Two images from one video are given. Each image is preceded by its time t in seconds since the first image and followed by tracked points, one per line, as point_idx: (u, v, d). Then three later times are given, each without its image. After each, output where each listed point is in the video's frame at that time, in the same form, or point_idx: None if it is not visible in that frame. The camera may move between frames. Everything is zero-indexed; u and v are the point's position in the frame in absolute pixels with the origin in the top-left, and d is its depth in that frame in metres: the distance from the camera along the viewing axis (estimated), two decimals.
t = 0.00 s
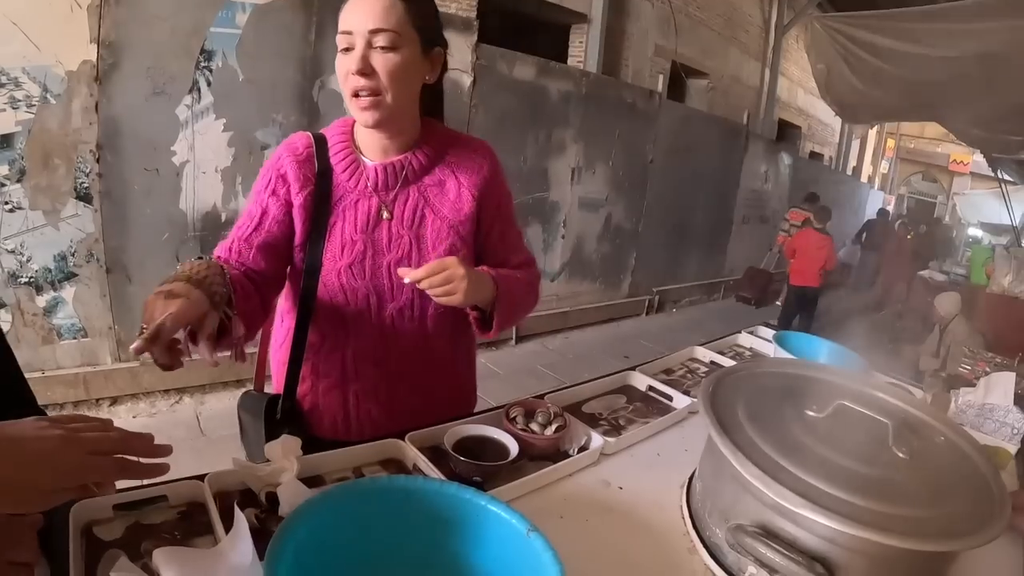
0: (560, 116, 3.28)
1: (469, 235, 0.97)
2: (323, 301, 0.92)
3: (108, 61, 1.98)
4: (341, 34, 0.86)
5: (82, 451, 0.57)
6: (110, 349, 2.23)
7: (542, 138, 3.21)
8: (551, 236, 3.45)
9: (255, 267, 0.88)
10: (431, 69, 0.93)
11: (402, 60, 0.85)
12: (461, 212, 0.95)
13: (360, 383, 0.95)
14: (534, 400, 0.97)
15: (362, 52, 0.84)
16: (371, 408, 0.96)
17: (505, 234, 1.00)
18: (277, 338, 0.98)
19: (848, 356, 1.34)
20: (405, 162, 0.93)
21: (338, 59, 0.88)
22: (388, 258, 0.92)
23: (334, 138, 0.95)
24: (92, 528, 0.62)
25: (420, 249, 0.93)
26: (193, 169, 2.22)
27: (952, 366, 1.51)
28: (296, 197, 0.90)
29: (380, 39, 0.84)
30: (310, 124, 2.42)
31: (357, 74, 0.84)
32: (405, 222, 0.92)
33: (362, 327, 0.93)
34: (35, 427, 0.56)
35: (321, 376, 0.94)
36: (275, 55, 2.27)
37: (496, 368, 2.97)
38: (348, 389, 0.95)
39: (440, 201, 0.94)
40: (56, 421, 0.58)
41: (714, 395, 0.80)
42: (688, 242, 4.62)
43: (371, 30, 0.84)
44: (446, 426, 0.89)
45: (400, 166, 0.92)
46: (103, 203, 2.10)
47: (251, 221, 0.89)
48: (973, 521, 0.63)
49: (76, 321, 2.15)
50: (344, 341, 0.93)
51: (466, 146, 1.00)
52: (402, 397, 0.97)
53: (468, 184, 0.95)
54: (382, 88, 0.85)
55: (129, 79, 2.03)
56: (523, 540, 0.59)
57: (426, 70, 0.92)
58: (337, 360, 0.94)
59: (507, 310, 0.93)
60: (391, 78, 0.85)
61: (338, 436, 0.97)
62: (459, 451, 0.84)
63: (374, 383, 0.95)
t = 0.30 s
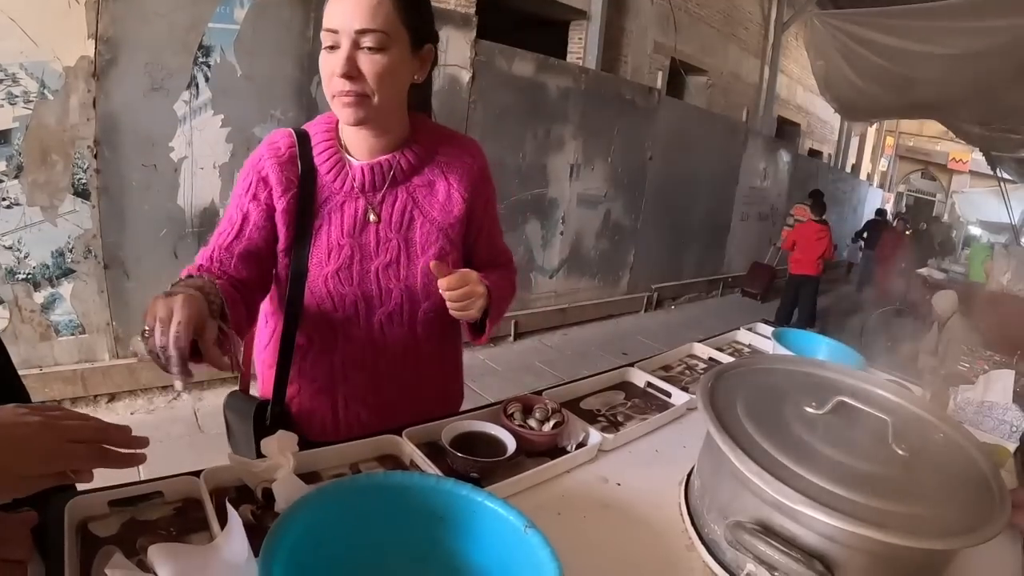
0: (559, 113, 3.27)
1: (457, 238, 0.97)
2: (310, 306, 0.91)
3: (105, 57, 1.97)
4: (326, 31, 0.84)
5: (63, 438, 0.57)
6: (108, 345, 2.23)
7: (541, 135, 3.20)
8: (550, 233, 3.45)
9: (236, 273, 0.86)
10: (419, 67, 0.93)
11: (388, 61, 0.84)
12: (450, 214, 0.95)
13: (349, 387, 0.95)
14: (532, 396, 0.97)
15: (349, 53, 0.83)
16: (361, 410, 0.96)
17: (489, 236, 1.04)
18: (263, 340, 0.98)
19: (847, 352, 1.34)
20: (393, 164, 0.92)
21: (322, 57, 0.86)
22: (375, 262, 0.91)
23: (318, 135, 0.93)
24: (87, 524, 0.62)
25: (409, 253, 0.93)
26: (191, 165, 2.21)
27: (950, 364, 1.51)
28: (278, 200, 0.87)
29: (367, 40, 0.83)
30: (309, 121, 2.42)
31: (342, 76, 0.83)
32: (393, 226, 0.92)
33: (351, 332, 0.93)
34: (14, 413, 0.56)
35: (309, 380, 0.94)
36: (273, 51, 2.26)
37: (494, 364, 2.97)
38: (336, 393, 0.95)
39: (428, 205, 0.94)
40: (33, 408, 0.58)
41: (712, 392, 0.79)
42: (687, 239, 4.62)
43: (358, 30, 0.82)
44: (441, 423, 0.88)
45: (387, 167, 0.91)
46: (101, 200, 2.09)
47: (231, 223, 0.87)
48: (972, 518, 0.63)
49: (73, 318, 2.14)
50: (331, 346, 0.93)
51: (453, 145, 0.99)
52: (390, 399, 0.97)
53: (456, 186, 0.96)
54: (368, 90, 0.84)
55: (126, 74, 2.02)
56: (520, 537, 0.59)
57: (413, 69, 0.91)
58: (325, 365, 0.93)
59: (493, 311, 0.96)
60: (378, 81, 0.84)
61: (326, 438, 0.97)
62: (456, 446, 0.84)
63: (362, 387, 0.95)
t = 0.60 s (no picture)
0: (559, 110, 3.27)
1: (449, 239, 0.97)
2: (301, 308, 0.91)
3: (105, 54, 1.97)
4: (319, 30, 0.84)
5: (44, 448, 0.52)
6: (107, 343, 2.23)
7: (540, 132, 3.20)
8: (549, 230, 3.44)
9: (217, 268, 0.85)
10: (415, 67, 0.93)
11: (381, 63, 0.84)
12: (444, 216, 0.96)
13: (340, 390, 0.95)
14: (531, 394, 0.97)
15: (342, 53, 0.82)
16: (353, 412, 0.96)
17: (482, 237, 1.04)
18: (255, 341, 0.98)
19: (846, 350, 1.34)
20: (385, 165, 0.92)
21: (316, 55, 0.86)
22: (368, 264, 0.91)
23: (310, 135, 0.93)
24: (89, 522, 0.62)
25: (402, 255, 0.93)
26: (190, 162, 2.21)
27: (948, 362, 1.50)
28: (268, 200, 0.87)
29: (361, 40, 0.83)
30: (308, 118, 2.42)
31: (335, 77, 0.83)
32: (386, 227, 0.92)
33: (343, 335, 0.93)
34: None
35: (301, 382, 0.94)
36: (272, 49, 2.26)
37: (494, 362, 2.97)
38: (328, 395, 0.95)
39: (421, 207, 0.94)
40: (14, 417, 0.53)
41: (710, 390, 0.79)
42: (686, 237, 4.62)
43: (352, 29, 0.82)
44: (441, 420, 0.89)
45: (379, 167, 0.92)
46: (100, 197, 2.09)
47: (214, 216, 0.86)
48: (969, 516, 0.63)
49: (73, 315, 2.14)
50: (324, 348, 0.93)
51: (447, 146, 1.00)
52: (384, 401, 0.98)
53: (448, 188, 0.96)
54: (361, 91, 0.84)
55: (125, 72, 2.02)
56: (520, 534, 0.59)
57: (408, 70, 0.91)
58: (316, 368, 0.93)
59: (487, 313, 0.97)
60: (370, 82, 0.84)
61: (319, 439, 0.97)
62: (456, 444, 0.85)
63: (355, 390, 0.95)
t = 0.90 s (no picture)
0: (558, 107, 3.27)
1: (448, 238, 0.97)
2: (300, 307, 0.91)
3: (105, 51, 1.96)
4: (316, 25, 0.84)
5: (23, 467, 0.50)
6: (107, 340, 2.23)
7: (540, 129, 3.20)
8: (549, 227, 3.45)
9: (214, 263, 0.84)
10: (412, 64, 0.93)
11: (378, 60, 0.84)
12: (443, 214, 0.96)
13: (340, 390, 0.95)
14: (530, 391, 0.97)
15: (339, 49, 0.83)
16: (352, 414, 0.96)
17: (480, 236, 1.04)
18: (253, 342, 0.98)
19: (845, 349, 1.34)
20: (384, 162, 0.92)
21: (312, 51, 0.86)
22: (367, 263, 0.91)
23: (307, 133, 0.94)
24: (91, 520, 0.62)
25: (401, 254, 0.93)
26: (190, 159, 2.21)
27: (946, 360, 1.50)
28: (266, 199, 0.87)
29: (358, 35, 0.83)
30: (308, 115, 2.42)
31: (331, 73, 0.83)
32: (384, 226, 0.92)
33: (341, 335, 0.93)
34: None
35: (300, 383, 0.94)
36: (272, 45, 2.26)
37: (493, 359, 2.98)
38: (327, 396, 0.95)
39: (419, 205, 0.94)
40: None
41: (709, 387, 0.80)
42: (685, 235, 4.63)
43: (349, 24, 0.82)
44: (440, 417, 0.89)
45: (377, 165, 0.92)
46: (100, 194, 2.09)
47: (209, 209, 0.85)
48: (966, 514, 0.63)
49: (73, 312, 2.14)
50: (322, 348, 0.93)
51: (444, 144, 1.00)
52: (383, 402, 0.98)
53: (447, 187, 0.96)
54: (357, 88, 0.84)
55: (125, 69, 2.01)
56: (520, 531, 0.59)
57: (405, 66, 0.91)
58: (315, 368, 0.93)
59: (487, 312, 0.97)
60: (367, 78, 0.84)
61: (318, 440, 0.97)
62: (456, 441, 0.85)
63: (354, 390, 0.96)
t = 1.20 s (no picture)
0: (558, 105, 3.27)
1: (451, 235, 0.98)
2: (303, 306, 0.92)
3: (105, 48, 1.96)
4: (317, 23, 0.84)
5: None
6: (107, 337, 2.23)
7: (540, 127, 3.20)
8: (548, 225, 3.45)
9: (217, 263, 0.84)
10: (413, 60, 0.93)
11: (379, 55, 0.84)
12: (447, 211, 0.96)
13: (343, 389, 0.95)
14: (531, 388, 0.98)
15: (341, 46, 0.83)
16: (356, 412, 0.97)
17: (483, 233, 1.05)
18: (256, 341, 0.98)
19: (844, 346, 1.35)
20: (386, 159, 0.92)
21: (313, 48, 0.86)
22: (370, 261, 0.92)
23: (310, 131, 0.94)
24: (93, 518, 0.63)
25: (404, 251, 0.93)
26: (190, 156, 2.21)
27: (944, 358, 1.50)
28: (269, 198, 0.88)
29: (360, 32, 0.83)
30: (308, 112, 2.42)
31: (333, 69, 0.83)
32: (387, 223, 0.92)
33: (345, 333, 0.93)
34: None
35: (304, 383, 0.94)
36: (272, 43, 2.25)
37: (492, 356, 2.98)
38: (331, 395, 0.95)
39: (422, 202, 0.94)
40: None
41: (709, 385, 0.80)
42: (685, 233, 4.63)
43: (351, 21, 0.82)
44: (442, 414, 0.89)
45: (380, 161, 0.92)
46: (100, 191, 2.09)
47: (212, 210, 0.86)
48: (965, 512, 0.64)
49: (73, 310, 2.14)
50: (326, 346, 0.93)
51: (447, 141, 1.00)
52: (386, 401, 0.98)
53: (449, 184, 0.97)
54: (359, 85, 0.84)
55: (125, 66, 2.01)
56: (521, 528, 0.59)
57: (407, 63, 0.92)
58: (319, 367, 0.94)
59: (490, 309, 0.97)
60: (369, 75, 0.84)
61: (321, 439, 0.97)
62: (457, 438, 0.86)
63: (358, 389, 0.96)
